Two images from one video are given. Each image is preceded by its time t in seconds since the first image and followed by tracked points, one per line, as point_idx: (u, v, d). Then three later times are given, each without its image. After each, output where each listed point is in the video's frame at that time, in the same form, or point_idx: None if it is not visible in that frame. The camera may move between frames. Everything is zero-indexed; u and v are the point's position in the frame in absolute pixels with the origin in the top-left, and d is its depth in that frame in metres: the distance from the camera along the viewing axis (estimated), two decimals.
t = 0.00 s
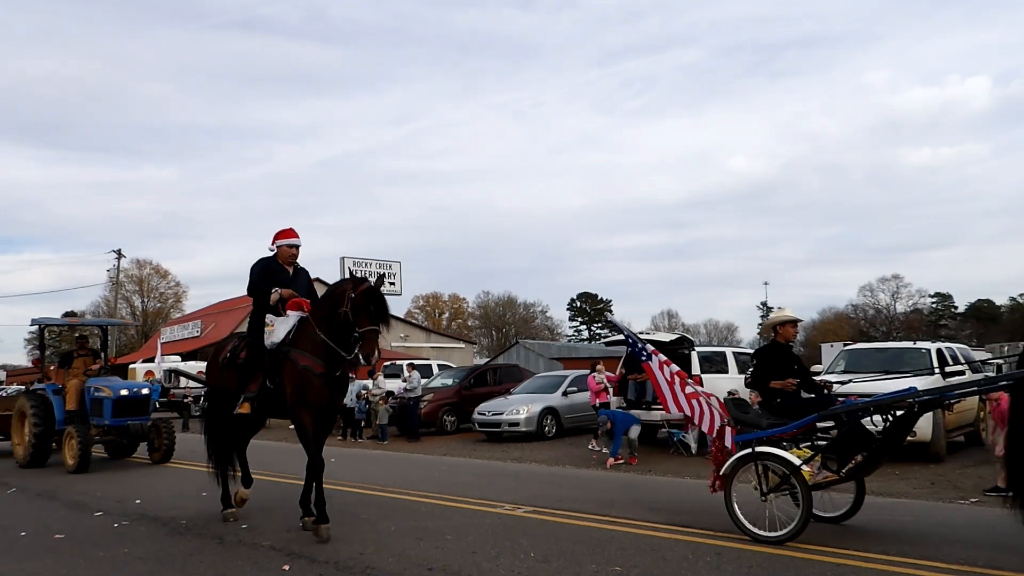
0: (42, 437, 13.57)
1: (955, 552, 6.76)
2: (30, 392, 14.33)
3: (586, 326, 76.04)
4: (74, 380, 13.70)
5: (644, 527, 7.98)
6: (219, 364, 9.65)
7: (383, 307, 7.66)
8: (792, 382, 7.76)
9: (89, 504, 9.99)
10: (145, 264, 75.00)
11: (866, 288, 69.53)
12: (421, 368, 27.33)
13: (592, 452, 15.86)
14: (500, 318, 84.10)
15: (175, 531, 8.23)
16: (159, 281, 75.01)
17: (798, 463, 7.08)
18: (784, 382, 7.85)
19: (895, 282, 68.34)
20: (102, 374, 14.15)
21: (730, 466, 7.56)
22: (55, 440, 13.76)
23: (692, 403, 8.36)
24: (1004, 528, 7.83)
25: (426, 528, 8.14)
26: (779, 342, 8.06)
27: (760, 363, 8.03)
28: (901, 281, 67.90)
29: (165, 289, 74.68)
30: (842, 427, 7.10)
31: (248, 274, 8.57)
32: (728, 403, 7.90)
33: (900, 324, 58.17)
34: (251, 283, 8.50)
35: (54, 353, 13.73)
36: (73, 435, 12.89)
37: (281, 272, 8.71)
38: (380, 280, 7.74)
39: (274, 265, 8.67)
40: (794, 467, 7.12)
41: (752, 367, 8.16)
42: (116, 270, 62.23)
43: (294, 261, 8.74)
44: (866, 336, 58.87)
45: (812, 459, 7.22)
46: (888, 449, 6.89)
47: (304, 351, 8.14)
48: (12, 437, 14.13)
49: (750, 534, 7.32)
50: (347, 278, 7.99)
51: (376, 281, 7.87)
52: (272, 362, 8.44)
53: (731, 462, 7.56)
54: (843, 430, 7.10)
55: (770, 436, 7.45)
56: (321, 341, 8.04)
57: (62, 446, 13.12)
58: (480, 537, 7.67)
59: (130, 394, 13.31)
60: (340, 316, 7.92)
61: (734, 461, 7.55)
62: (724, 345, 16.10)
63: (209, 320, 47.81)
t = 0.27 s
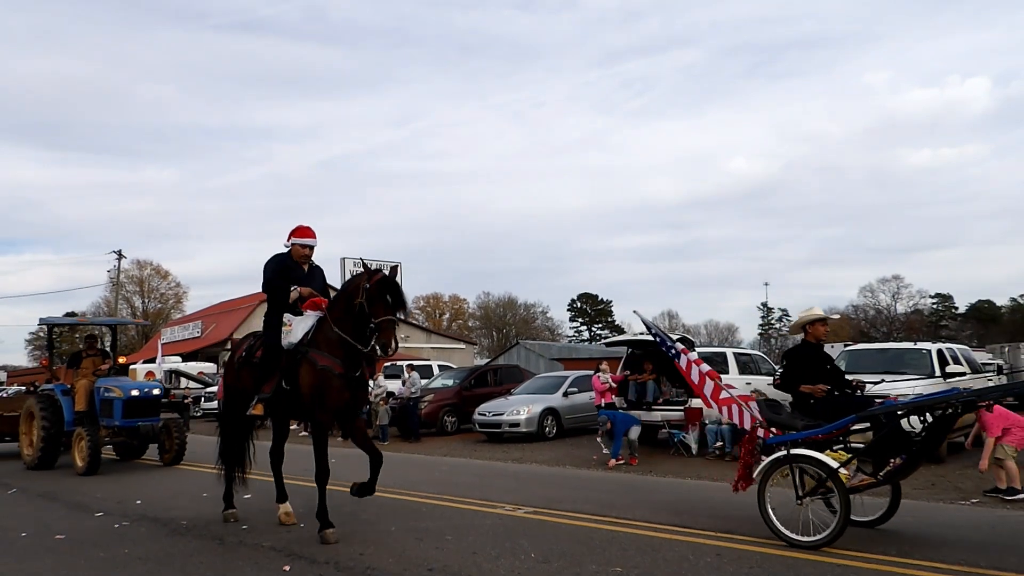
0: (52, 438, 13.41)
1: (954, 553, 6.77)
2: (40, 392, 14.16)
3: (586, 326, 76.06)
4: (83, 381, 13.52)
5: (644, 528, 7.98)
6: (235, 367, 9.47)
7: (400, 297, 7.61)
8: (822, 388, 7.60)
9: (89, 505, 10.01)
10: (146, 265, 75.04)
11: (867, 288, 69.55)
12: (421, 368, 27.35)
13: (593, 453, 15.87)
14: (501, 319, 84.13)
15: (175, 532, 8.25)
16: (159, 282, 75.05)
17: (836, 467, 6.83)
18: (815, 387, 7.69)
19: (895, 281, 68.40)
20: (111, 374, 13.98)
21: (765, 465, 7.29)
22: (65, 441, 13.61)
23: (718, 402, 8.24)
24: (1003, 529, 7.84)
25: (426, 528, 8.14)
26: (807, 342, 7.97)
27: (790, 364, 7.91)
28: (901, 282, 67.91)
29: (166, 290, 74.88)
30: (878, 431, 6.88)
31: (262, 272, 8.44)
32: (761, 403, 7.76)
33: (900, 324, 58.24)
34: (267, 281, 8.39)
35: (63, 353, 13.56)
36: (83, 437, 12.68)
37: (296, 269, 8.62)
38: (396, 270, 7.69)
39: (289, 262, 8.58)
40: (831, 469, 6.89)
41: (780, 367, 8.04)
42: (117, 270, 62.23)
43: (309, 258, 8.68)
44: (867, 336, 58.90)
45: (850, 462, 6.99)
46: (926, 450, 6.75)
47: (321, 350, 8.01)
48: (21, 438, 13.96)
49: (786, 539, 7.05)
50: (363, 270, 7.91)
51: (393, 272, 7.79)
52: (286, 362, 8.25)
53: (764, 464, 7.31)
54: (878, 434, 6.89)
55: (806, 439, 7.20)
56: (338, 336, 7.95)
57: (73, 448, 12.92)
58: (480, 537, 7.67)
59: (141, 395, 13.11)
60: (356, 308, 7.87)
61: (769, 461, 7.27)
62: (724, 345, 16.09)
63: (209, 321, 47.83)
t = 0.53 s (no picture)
0: (59, 439, 13.24)
1: (955, 552, 6.76)
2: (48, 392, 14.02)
3: (586, 325, 76.09)
4: (91, 380, 13.39)
5: (644, 527, 7.97)
6: (256, 364, 9.18)
7: (433, 296, 7.34)
8: (851, 386, 7.55)
9: (89, 504, 10.00)
10: (146, 265, 75.08)
11: (867, 287, 69.59)
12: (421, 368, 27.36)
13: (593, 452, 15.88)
14: (501, 318, 84.15)
15: (175, 531, 8.25)
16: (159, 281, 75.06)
17: (864, 467, 6.74)
18: (843, 386, 7.65)
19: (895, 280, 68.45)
20: (120, 373, 13.92)
21: (791, 466, 7.25)
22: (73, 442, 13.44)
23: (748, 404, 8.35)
24: (1002, 528, 7.85)
25: (426, 528, 8.13)
26: (835, 341, 7.90)
27: (816, 364, 7.87)
28: (901, 281, 67.99)
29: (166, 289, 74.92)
30: (907, 431, 6.79)
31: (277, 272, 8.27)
32: (785, 403, 7.67)
33: (900, 323, 58.28)
34: (285, 280, 8.16)
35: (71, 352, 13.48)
36: (92, 437, 12.47)
37: (311, 267, 8.50)
38: (431, 268, 7.40)
39: (302, 261, 8.45)
40: (860, 469, 6.79)
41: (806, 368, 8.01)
42: (116, 270, 62.24)
43: (322, 255, 8.55)
44: (867, 335, 58.96)
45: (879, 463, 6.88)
46: (959, 449, 6.59)
47: (348, 347, 7.74)
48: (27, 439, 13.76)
49: (813, 541, 6.93)
50: (398, 267, 7.65)
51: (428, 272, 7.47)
52: (312, 360, 7.96)
53: (791, 464, 7.26)
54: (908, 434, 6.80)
55: (834, 438, 7.12)
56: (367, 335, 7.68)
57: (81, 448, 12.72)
58: (481, 537, 7.66)
59: (151, 394, 12.99)
60: (387, 306, 7.62)
61: (796, 461, 7.23)
62: (724, 344, 16.09)
63: (209, 321, 47.84)
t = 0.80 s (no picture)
0: (67, 439, 13.04)
1: (953, 554, 6.77)
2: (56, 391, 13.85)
3: (585, 326, 76.11)
4: (100, 379, 13.21)
5: (643, 527, 7.96)
6: (270, 361, 8.82)
7: (466, 299, 7.30)
8: (877, 388, 7.24)
9: (87, 503, 9.99)
10: (145, 264, 75.09)
11: (866, 288, 69.64)
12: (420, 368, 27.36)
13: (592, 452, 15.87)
14: (500, 318, 84.18)
15: (173, 531, 8.24)
16: (159, 280, 75.13)
17: (886, 469, 6.63)
18: (867, 389, 7.37)
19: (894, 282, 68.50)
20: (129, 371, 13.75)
21: (810, 469, 7.19)
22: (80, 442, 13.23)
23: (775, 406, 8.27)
24: (999, 530, 7.86)
25: (425, 528, 8.13)
26: (857, 340, 7.59)
27: (839, 364, 7.60)
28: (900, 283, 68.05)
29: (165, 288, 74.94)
30: (929, 434, 6.74)
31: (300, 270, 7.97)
32: (806, 405, 7.64)
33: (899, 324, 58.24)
34: (310, 279, 7.88)
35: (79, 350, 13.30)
36: (102, 436, 12.28)
37: (335, 266, 8.18)
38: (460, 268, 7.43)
39: (325, 259, 8.13)
40: (883, 472, 6.67)
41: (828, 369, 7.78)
42: (116, 269, 62.22)
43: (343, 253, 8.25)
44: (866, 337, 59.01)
45: (901, 465, 6.74)
46: (985, 448, 6.54)
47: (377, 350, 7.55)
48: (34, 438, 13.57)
49: (833, 544, 6.87)
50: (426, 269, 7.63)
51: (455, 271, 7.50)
52: (338, 361, 7.73)
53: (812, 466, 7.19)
54: (931, 437, 6.73)
55: (854, 440, 7.06)
56: (398, 336, 7.57)
57: (90, 448, 12.52)
58: (479, 537, 7.66)
59: (162, 393, 12.82)
60: (417, 309, 7.55)
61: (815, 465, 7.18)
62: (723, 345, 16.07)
63: (209, 320, 47.82)
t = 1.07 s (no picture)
0: (72, 439, 12.78)
1: (949, 554, 6.78)
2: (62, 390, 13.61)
3: (583, 326, 76.14)
4: (107, 378, 12.95)
5: (641, 528, 7.95)
6: (290, 359, 8.61)
7: (487, 282, 6.96)
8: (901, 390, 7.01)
9: (84, 503, 9.96)
10: (143, 263, 75.07)
11: (864, 289, 69.72)
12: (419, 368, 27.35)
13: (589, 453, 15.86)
14: (498, 318, 84.21)
15: (169, 530, 8.22)
16: (157, 280, 75.10)
17: (908, 472, 6.50)
18: (891, 390, 7.15)
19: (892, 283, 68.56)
20: (136, 370, 13.51)
21: (830, 470, 7.02)
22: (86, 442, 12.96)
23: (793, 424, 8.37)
24: (995, 531, 7.86)
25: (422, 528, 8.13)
26: (877, 340, 7.39)
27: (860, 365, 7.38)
28: (898, 284, 68.12)
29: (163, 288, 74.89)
30: (950, 435, 6.51)
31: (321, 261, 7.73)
32: (823, 405, 7.49)
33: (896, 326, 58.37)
34: (331, 270, 7.64)
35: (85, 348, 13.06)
36: (110, 436, 12.02)
37: (358, 259, 7.90)
38: (479, 251, 7.11)
39: (347, 250, 7.87)
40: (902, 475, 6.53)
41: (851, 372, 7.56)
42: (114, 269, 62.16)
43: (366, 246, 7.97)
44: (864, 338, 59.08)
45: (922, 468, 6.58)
46: (1010, 448, 6.24)
47: (400, 342, 7.34)
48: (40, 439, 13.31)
49: (855, 548, 6.71)
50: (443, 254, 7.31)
51: (473, 255, 7.19)
52: (360, 356, 7.46)
53: (832, 466, 7.02)
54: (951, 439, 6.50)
55: (874, 442, 6.91)
56: (421, 328, 7.33)
57: (97, 448, 12.26)
58: (476, 537, 7.65)
59: (170, 392, 12.60)
60: (438, 296, 7.24)
61: (835, 465, 7.01)
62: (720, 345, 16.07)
63: (207, 320, 47.78)
